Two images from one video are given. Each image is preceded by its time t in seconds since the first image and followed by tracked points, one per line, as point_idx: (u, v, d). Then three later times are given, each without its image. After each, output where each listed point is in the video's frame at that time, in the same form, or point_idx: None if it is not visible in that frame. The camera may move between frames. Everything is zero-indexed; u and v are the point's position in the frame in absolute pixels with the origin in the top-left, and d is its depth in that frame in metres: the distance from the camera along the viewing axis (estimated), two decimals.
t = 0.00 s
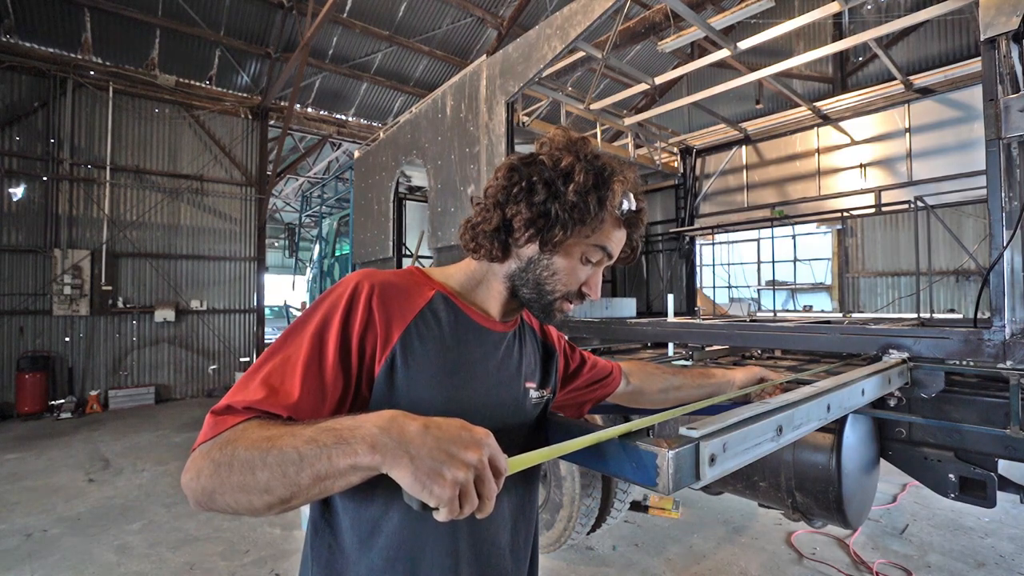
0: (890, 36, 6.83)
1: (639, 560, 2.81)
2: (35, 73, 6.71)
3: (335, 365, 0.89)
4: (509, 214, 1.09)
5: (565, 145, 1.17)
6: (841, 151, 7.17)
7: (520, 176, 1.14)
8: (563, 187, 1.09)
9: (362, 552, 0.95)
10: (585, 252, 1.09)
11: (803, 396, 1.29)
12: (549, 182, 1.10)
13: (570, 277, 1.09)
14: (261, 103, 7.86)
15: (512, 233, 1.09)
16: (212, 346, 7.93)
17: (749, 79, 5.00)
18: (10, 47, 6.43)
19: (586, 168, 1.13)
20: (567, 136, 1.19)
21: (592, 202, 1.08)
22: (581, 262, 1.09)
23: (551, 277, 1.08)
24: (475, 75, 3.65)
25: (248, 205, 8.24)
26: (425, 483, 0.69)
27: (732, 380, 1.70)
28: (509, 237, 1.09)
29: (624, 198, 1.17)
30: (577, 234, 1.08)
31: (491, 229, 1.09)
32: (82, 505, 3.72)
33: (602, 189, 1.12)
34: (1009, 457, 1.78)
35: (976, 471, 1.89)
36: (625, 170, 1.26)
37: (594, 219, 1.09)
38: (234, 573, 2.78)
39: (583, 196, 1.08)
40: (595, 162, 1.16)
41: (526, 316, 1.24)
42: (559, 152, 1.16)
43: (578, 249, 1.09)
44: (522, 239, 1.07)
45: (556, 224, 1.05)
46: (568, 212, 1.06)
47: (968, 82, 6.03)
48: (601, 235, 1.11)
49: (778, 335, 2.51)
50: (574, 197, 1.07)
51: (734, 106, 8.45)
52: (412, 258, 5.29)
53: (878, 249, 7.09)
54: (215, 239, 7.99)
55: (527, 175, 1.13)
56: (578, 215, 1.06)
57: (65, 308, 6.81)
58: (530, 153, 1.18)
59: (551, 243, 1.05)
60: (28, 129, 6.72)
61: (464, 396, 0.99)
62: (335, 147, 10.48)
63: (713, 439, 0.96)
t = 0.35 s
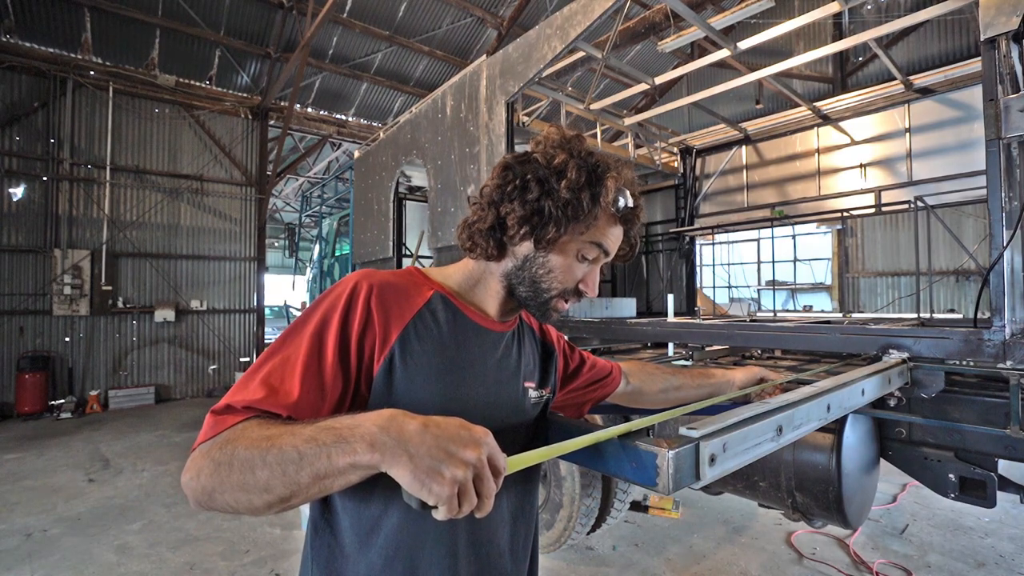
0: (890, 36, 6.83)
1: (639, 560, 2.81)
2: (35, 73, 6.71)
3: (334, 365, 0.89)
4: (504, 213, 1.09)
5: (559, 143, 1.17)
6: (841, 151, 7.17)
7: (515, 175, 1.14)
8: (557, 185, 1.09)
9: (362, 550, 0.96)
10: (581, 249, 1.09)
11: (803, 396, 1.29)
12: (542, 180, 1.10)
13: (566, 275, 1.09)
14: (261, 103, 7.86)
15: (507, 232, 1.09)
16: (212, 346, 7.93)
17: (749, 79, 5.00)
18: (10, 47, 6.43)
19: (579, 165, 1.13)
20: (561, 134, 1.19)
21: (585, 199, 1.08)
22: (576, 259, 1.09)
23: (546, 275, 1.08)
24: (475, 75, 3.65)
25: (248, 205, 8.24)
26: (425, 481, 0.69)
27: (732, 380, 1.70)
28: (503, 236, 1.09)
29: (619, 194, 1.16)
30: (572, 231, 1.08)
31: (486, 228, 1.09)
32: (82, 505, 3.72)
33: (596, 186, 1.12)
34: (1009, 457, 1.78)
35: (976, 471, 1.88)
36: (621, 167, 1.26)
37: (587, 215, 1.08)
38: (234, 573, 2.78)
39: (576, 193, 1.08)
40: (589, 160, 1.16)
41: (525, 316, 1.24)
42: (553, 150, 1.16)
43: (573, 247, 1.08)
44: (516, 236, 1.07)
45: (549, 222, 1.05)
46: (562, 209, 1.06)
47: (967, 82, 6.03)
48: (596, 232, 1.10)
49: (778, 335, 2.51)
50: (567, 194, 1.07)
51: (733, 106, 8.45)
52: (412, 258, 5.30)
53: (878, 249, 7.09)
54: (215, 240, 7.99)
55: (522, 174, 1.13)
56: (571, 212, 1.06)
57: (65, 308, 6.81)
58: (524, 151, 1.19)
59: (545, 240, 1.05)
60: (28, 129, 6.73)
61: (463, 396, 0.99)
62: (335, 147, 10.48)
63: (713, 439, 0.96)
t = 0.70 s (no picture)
0: (890, 36, 6.83)
1: (639, 560, 2.81)
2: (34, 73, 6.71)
3: (333, 363, 0.89)
4: (502, 212, 1.09)
5: (558, 142, 1.17)
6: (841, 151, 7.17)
7: (514, 175, 1.14)
8: (555, 184, 1.09)
9: (362, 550, 0.96)
10: (579, 248, 1.09)
11: (803, 396, 1.28)
12: (541, 180, 1.10)
13: (565, 275, 1.09)
14: (261, 103, 7.86)
15: (507, 231, 1.09)
16: (212, 346, 7.93)
17: (748, 79, 5.00)
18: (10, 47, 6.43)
19: (577, 164, 1.13)
20: (559, 133, 1.19)
21: (584, 199, 1.08)
22: (575, 258, 1.09)
23: (545, 275, 1.07)
24: (475, 75, 3.65)
25: (248, 205, 8.24)
26: (424, 479, 0.69)
27: (732, 380, 1.70)
28: (503, 236, 1.09)
29: (618, 193, 1.16)
30: (570, 231, 1.08)
31: (485, 228, 1.09)
32: (82, 505, 3.72)
33: (595, 186, 1.12)
34: (1009, 457, 1.78)
35: (976, 471, 1.88)
36: (618, 167, 1.26)
37: (586, 214, 1.08)
38: (234, 573, 2.78)
39: (574, 192, 1.08)
40: (587, 159, 1.16)
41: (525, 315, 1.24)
42: (551, 149, 1.16)
43: (571, 246, 1.08)
44: (515, 236, 1.07)
45: (548, 221, 1.05)
46: (560, 208, 1.05)
47: (968, 82, 6.03)
48: (594, 231, 1.10)
49: (778, 335, 2.51)
50: (566, 194, 1.07)
51: (733, 106, 8.45)
52: (412, 258, 5.30)
53: (878, 249, 7.09)
54: (215, 240, 7.99)
55: (520, 174, 1.13)
56: (569, 212, 1.06)
57: (65, 308, 6.81)
58: (522, 151, 1.18)
59: (544, 240, 1.05)
60: (28, 129, 6.73)
61: (463, 394, 0.99)
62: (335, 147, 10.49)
63: (713, 439, 0.96)
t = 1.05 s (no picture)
0: (891, 36, 6.82)
1: (639, 560, 2.81)
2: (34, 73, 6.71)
3: (334, 363, 0.89)
4: (505, 212, 1.09)
5: (559, 144, 1.17)
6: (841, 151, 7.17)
7: (516, 176, 1.14)
8: (557, 186, 1.09)
9: (362, 549, 0.95)
10: (581, 249, 1.09)
11: (803, 396, 1.29)
12: (544, 181, 1.10)
13: (566, 275, 1.09)
14: (261, 103, 7.86)
15: (509, 231, 1.09)
16: (212, 346, 7.93)
17: (749, 79, 5.00)
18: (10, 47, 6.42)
19: (579, 166, 1.13)
20: (561, 134, 1.19)
21: (586, 200, 1.08)
22: (577, 259, 1.09)
23: (546, 275, 1.07)
24: (475, 75, 3.65)
25: (248, 205, 8.24)
26: (423, 478, 0.68)
27: (732, 380, 1.70)
28: (505, 236, 1.09)
29: (619, 194, 1.16)
30: (572, 231, 1.08)
31: (486, 228, 1.09)
32: (81, 505, 3.72)
33: (597, 186, 1.12)
34: (1009, 457, 1.78)
35: (976, 471, 1.89)
36: (620, 168, 1.26)
37: (587, 215, 1.08)
38: (234, 573, 2.78)
39: (577, 193, 1.08)
40: (590, 160, 1.16)
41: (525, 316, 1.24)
42: (553, 151, 1.15)
43: (573, 247, 1.08)
44: (517, 237, 1.07)
45: (550, 222, 1.05)
46: (563, 209, 1.05)
47: (968, 82, 6.03)
48: (596, 232, 1.10)
49: (777, 335, 2.51)
50: (570, 195, 1.07)
51: (733, 106, 8.45)
52: (412, 258, 5.31)
53: (878, 249, 7.09)
54: (215, 240, 7.99)
55: (522, 175, 1.13)
56: (572, 212, 1.06)
57: (65, 308, 6.81)
58: (525, 151, 1.18)
59: (546, 240, 1.05)
60: (28, 129, 6.73)
61: (463, 394, 0.99)
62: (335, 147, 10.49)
63: (713, 439, 0.96)
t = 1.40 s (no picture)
0: (890, 37, 6.83)
1: (639, 560, 2.81)
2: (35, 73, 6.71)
3: (333, 363, 0.89)
4: (505, 212, 1.09)
5: (559, 143, 1.17)
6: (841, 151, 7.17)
7: (515, 175, 1.14)
8: (557, 185, 1.09)
9: (363, 550, 0.95)
10: (581, 248, 1.09)
11: (803, 396, 1.29)
12: (544, 181, 1.10)
13: (567, 274, 1.09)
14: (261, 103, 7.87)
15: (509, 231, 1.09)
16: (212, 346, 7.93)
17: (748, 79, 5.00)
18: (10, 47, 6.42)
19: (579, 165, 1.13)
20: (561, 133, 1.19)
21: (586, 199, 1.08)
22: (577, 257, 1.09)
23: (547, 274, 1.07)
24: (475, 75, 3.65)
25: (248, 205, 8.24)
26: (423, 478, 0.69)
27: (732, 380, 1.70)
28: (506, 236, 1.09)
29: (619, 193, 1.16)
30: (573, 231, 1.08)
31: (487, 228, 1.09)
32: (82, 505, 3.72)
33: (596, 185, 1.12)
34: (1010, 457, 1.78)
35: (976, 471, 1.89)
36: (620, 167, 1.26)
37: (587, 214, 1.08)
38: (234, 573, 2.78)
39: (577, 192, 1.08)
40: (589, 159, 1.16)
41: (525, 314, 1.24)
42: (553, 150, 1.15)
43: (573, 246, 1.08)
44: (517, 236, 1.07)
45: (551, 221, 1.05)
46: (563, 209, 1.05)
47: (967, 82, 6.03)
48: (596, 231, 1.10)
49: (777, 335, 2.51)
50: (570, 194, 1.07)
51: (733, 106, 8.44)
52: (412, 258, 5.32)
53: (878, 248, 7.09)
54: (215, 240, 7.99)
55: (522, 174, 1.13)
56: (573, 211, 1.07)
57: (65, 308, 6.81)
58: (523, 151, 1.18)
59: (546, 240, 1.05)
60: (28, 129, 6.73)
61: (463, 393, 0.99)
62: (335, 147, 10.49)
63: (714, 439, 0.97)
